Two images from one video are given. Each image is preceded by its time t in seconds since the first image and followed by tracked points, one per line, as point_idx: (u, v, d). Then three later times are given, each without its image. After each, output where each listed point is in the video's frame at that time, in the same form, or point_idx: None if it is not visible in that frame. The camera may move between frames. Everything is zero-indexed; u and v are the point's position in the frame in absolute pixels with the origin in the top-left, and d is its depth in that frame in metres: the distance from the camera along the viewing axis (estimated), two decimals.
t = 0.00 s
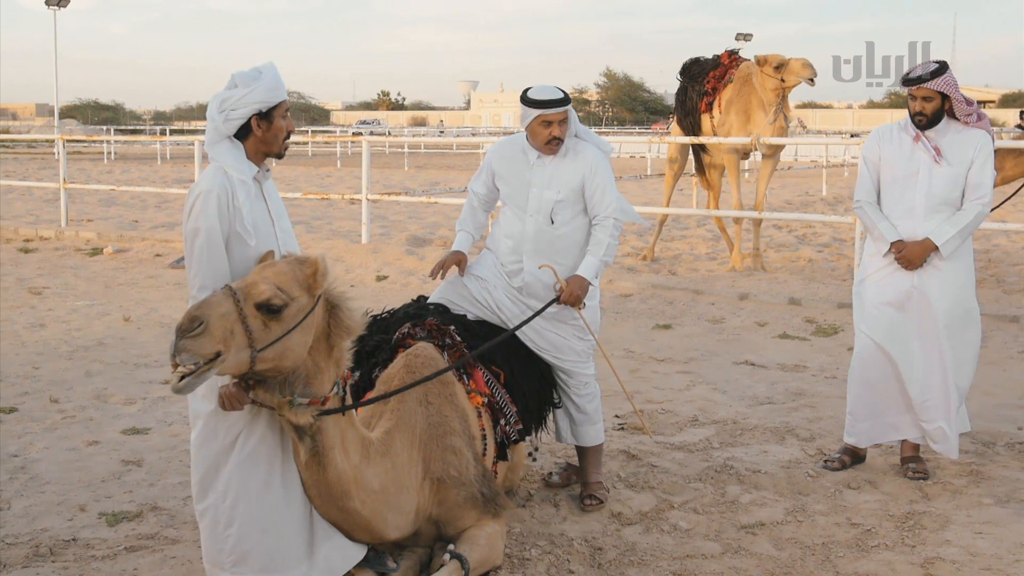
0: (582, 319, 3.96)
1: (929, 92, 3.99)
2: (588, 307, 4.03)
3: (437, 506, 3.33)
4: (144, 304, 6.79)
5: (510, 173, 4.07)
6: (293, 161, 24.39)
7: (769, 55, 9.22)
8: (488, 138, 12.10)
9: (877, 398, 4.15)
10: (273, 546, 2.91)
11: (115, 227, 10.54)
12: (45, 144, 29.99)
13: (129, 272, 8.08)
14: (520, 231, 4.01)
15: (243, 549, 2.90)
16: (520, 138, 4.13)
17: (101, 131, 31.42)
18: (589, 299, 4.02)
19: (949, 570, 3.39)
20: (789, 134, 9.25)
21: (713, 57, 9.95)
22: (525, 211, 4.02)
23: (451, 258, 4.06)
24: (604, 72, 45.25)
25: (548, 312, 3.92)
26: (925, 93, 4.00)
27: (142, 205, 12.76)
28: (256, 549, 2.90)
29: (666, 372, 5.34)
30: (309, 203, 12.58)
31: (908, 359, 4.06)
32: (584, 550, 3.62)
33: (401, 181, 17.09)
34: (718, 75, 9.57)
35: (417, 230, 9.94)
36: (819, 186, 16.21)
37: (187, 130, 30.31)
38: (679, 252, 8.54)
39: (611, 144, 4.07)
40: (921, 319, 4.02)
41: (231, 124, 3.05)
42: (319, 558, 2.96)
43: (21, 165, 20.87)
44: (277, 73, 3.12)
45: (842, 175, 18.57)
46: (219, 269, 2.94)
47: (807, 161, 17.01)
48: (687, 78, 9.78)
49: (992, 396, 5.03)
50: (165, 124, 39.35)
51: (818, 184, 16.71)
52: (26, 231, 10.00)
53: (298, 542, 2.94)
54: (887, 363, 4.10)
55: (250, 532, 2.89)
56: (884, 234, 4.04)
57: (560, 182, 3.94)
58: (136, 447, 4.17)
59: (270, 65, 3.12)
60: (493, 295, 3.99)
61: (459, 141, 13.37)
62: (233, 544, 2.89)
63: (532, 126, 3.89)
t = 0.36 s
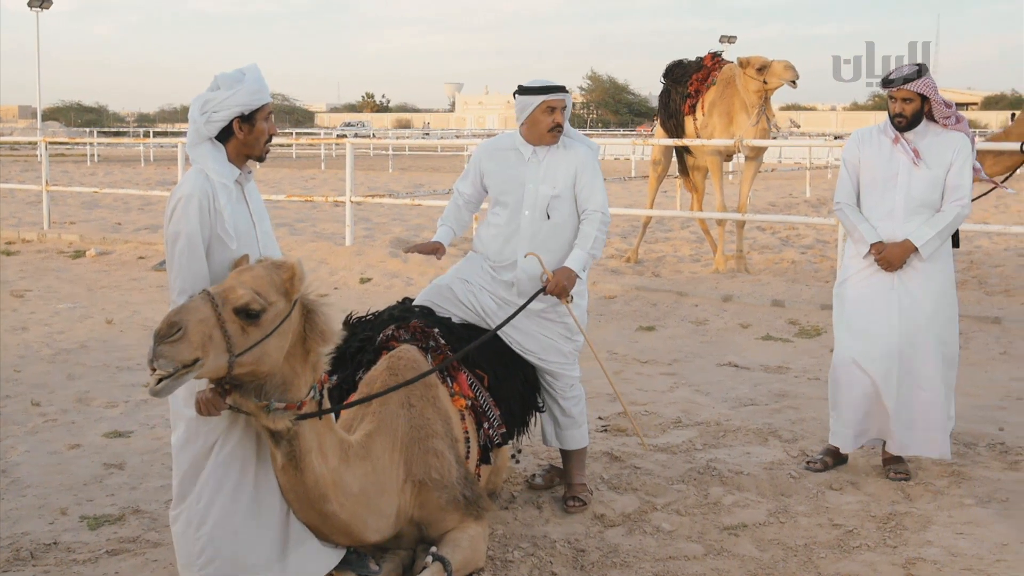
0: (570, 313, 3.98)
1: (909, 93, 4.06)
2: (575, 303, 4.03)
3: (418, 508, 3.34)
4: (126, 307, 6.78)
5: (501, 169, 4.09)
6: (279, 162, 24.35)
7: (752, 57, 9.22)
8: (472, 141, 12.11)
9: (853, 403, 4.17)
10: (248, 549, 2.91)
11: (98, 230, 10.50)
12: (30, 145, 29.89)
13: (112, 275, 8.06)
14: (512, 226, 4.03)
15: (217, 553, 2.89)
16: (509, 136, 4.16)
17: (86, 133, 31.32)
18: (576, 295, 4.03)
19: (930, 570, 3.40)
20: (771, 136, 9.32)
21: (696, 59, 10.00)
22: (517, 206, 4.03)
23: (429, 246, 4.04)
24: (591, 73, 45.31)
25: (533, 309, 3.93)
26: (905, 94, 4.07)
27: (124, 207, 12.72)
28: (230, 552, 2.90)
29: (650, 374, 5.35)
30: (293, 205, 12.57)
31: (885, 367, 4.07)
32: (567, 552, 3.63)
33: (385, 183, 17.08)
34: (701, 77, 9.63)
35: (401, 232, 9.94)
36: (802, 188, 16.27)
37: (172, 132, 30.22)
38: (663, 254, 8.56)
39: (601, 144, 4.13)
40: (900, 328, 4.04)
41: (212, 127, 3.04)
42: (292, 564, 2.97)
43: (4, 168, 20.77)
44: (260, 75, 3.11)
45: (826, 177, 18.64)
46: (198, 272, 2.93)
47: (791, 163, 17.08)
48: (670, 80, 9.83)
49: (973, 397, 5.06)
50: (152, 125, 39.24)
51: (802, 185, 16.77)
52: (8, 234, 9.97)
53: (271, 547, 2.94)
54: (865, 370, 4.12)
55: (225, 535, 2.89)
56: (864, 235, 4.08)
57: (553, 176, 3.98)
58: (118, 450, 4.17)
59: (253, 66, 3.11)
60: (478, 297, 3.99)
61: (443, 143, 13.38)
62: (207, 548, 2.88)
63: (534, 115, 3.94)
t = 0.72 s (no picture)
0: (558, 312, 4.00)
1: (888, 93, 4.17)
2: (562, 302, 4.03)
3: (401, 510, 3.34)
4: (109, 309, 6.77)
5: (490, 168, 4.07)
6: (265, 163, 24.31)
7: (734, 59, 9.27)
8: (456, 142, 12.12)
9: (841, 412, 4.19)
10: (233, 551, 2.91)
11: (81, 232, 10.47)
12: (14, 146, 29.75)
13: (94, 277, 8.04)
14: (502, 225, 4.01)
15: (202, 555, 2.89)
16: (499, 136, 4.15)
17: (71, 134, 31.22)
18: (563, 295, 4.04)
19: (911, 570, 3.42)
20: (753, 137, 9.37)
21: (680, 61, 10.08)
22: (507, 206, 4.02)
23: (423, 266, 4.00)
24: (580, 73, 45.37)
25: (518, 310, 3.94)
26: (885, 94, 4.18)
27: (107, 209, 12.69)
28: (215, 554, 2.89)
29: (633, 375, 5.36)
30: (276, 206, 12.56)
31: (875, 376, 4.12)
32: (550, 553, 3.64)
33: (369, 184, 17.07)
34: (684, 79, 9.72)
35: (385, 233, 9.94)
36: (785, 189, 16.33)
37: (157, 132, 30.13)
38: (647, 255, 8.58)
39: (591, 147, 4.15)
40: (890, 336, 4.10)
41: (191, 128, 3.03)
42: (277, 565, 2.97)
43: None
44: (235, 74, 3.10)
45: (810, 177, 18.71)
46: (180, 274, 2.93)
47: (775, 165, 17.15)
48: (654, 82, 9.92)
49: (954, 397, 5.08)
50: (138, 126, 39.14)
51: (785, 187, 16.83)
52: None
53: (257, 549, 2.94)
54: (854, 380, 4.17)
55: (210, 538, 2.89)
56: (844, 235, 4.19)
57: (543, 177, 3.99)
58: (100, 452, 4.17)
59: (228, 66, 3.10)
60: (465, 298, 3.97)
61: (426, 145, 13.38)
62: (192, 550, 2.87)
63: (527, 117, 3.93)
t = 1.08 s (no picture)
0: (536, 317, 3.99)
1: (871, 95, 4.18)
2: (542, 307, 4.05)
3: (384, 512, 3.34)
4: (91, 311, 6.76)
5: (473, 171, 4.07)
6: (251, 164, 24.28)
7: (717, 60, 9.30)
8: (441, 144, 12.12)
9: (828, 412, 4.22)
10: (213, 553, 2.91)
11: (63, 233, 10.44)
12: None
13: (76, 278, 8.02)
14: (482, 229, 4.02)
15: (183, 555, 2.90)
16: (482, 138, 4.14)
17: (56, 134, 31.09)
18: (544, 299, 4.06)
19: (892, 570, 3.43)
20: (736, 138, 9.41)
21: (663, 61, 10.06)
22: (488, 209, 4.03)
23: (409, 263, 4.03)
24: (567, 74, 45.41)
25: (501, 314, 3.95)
26: (868, 96, 4.19)
27: (90, 210, 12.65)
28: (195, 555, 2.90)
29: (616, 375, 5.38)
30: (260, 207, 12.55)
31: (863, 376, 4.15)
32: (533, 554, 3.64)
33: (354, 185, 17.06)
34: (667, 80, 9.69)
35: (369, 234, 9.94)
36: (768, 190, 16.39)
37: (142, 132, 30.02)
38: (630, 256, 8.60)
39: (575, 150, 4.15)
40: (873, 335, 4.13)
41: (174, 130, 3.02)
42: (258, 567, 2.96)
43: None
44: (217, 74, 3.10)
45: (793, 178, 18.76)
46: (164, 276, 2.92)
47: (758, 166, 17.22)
48: (637, 83, 9.90)
49: (936, 397, 5.10)
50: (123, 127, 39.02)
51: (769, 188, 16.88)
52: None
53: (238, 550, 2.94)
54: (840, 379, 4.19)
55: (190, 538, 2.89)
56: (826, 237, 4.21)
57: (525, 181, 3.99)
58: (82, 454, 4.17)
59: (210, 67, 3.10)
60: (448, 300, 3.97)
61: (410, 146, 13.39)
62: (172, 551, 2.89)
63: (510, 121, 3.93)
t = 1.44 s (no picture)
0: (522, 315, 3.99)
1: (854, 95, 4.19)
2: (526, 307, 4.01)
3: (367, 512, 3.33)
4: (72, 312, 6.74)
5: (455, 170, 4.07)
6: (235, 165, 24.23)
7: (699, 59, 9.33)
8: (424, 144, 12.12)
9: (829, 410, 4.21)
10: (196, 554, 2.89)
11: (44, 234, 10.40)
12: None
13: (57, 279, 8.00)
14: (465, 228, 4.02)
15: (165, 557, 2.88)
16: (463, 136, 4.14)
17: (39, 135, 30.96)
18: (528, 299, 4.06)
19: (874, 569, 3.44)
20: (718, 138, 9.43)
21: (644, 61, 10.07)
22: (471, 208, 4.03)
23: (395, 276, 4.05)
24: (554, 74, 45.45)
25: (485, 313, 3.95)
26: (851, 96, 4.19)
27: (70, 210, 12.60)
28: (177, 557, 2.88)
29: (599, 375, 5.39)
30: (243, 208, 12.52)
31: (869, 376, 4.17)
32: (516, 554, 3.64)
33: (337, 186, 17.05)
34: (650, 80, 9.71)
35: (352, 235, 9.93)
36: (751, 190, 16.44)
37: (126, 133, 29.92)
38: (614, 256, 8.61)
39: (556, 147, 4.16)
40: (851, 330, 4.17)
41: (154, 130, 3.01)
42: (240, 569, 2.95)
43: None
44: (198, 74, 3.08)
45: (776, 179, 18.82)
46: (146, 276, 2.90)
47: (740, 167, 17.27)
48: (619, 83, 9.91)
49: (917, 396, 5.12)
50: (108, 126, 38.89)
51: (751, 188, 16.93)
52: None
53: (219, 552, 2.93)
54: (845, 378, 4.19)
55: (172, 540, 2.88)
56: (810, 237, 4.22)
57: (507, 179, 3.99)
58: (63, 456, 4.16)
59: (191, 67, 3.08)
60: (431, 301, 3.96)
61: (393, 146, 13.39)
62: (154, 553, 2.87)
63: (492, 119, 3.93)
